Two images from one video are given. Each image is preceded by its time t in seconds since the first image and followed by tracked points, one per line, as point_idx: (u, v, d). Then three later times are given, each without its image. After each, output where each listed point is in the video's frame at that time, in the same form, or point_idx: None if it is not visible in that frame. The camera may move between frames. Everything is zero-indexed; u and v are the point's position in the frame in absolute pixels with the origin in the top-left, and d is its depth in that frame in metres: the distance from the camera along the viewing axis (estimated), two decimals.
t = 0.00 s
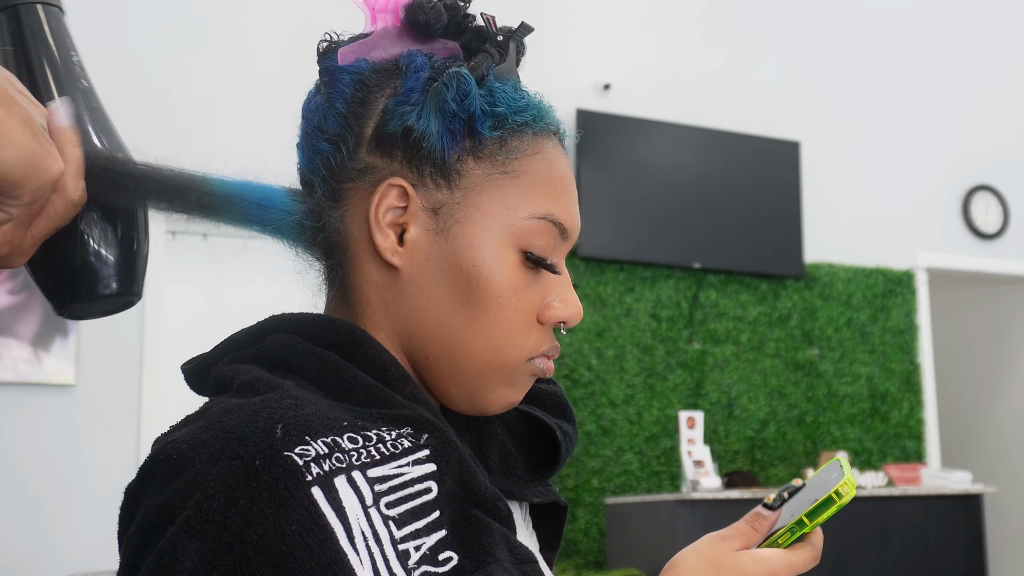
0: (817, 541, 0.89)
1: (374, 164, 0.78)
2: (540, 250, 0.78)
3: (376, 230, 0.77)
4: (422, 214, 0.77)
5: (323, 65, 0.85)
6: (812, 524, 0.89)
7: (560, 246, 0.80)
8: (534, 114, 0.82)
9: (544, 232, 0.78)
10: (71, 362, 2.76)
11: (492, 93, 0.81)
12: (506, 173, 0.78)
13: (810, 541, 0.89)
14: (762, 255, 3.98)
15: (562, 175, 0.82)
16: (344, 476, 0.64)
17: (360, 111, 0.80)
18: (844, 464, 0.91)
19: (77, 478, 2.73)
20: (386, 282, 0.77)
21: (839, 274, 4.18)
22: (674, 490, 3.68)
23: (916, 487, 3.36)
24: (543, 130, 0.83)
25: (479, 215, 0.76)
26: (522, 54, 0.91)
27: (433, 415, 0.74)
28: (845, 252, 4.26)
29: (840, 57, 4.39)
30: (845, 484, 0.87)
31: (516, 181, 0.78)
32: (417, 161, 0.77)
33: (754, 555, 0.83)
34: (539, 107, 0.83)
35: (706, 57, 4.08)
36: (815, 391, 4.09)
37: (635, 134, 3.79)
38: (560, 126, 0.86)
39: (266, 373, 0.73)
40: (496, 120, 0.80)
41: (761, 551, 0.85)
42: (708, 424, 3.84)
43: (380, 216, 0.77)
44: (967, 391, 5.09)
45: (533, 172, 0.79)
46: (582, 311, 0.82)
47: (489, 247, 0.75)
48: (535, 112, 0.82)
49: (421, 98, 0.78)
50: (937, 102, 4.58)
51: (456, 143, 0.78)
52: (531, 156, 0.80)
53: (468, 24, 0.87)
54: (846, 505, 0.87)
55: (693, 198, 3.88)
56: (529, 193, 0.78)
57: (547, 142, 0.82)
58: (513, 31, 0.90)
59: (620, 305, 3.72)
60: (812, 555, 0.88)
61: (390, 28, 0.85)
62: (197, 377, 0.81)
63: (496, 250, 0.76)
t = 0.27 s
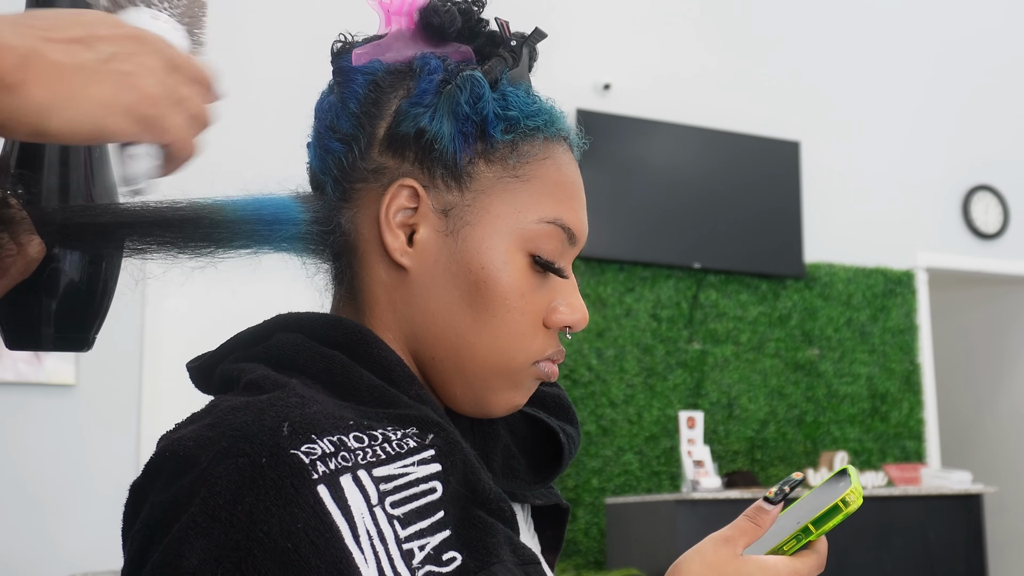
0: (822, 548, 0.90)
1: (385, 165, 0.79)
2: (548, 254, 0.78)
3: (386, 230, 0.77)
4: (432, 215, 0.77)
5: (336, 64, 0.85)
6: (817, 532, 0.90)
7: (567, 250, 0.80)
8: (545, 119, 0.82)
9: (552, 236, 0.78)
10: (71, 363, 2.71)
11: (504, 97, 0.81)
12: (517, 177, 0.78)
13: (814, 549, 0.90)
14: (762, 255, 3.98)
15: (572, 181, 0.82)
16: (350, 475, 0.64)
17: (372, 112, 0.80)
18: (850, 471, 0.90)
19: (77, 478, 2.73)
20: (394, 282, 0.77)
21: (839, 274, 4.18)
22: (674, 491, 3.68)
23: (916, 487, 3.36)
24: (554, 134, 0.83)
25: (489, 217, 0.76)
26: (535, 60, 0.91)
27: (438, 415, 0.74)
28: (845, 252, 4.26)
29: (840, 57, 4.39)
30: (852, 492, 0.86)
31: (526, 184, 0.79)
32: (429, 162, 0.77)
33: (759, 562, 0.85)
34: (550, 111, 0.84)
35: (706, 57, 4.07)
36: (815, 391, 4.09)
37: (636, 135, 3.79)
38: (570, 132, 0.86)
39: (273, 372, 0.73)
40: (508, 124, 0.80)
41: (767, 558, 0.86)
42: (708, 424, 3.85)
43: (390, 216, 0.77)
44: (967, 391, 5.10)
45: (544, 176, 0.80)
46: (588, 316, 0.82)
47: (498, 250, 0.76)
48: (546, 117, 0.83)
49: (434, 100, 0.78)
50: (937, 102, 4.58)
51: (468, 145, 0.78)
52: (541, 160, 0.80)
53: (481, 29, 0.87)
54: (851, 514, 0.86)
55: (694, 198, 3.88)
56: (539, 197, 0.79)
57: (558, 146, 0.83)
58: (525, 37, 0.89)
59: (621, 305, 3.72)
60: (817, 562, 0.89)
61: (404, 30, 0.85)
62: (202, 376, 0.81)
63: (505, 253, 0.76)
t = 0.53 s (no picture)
0: (821, 548, 0.91)
1: (385, 165, 0.80)
2: (548, 255, 0.78)
3: (386, 230, 0.78)
4: (432, 215, 0.78)
5: (337, 65, 0.87)
6: (817, 531, 0.89)
7: (567, 250, 0.80)
8: (545, 120, 0.84)
9: (552, 237, 0.79)
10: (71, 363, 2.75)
11: (504, 97, 0.83)
12: (516, 177, 0.80)
13: (814, 549, 0.91)
14: (762, 255, 3.98)
15: (571, 182, 0.83)
16: (349, 475, 0.64)
17: (372, 112, 0.82)
18: (850, 471, 0.91)
19: (77, 479, 2.73)
20: (394, 282, 0.78)
21: (839, 274, 4.18)
22: (674, 491, 3.68)
23: (916, 487, 3.36)
24: (553, 135, 0.85)
25: (488, 217, 0.77)
26: (535, 60, 0.91)
27: (437, 414, 0.75)
28: (844, 252, 4.26)
29: (839, 57, 4.39)
30: (851, 492, 0.87)
31: (526, 185, 0.80)
32: (429, 162, 0.79)
33: (759, 563, 0.84)
34: (550, 113, 0.86)
35: (705, 57, 4.07)
36: (815, 391, 4.09)
37: (636, 135, 3.79)
38: (570, 133, 0.88)
39: (272, 372, 0.73)
40: (507, 124, 0.82)
41: (766, 557, 0.86)
42: (708, 424, 3.84)
43: (390, 217, 0.78)
44: (967, 391, 5.10)
45: (543, 177, 0.81)
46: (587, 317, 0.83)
47: (497, 250, 0.76)
48: (546, 118, 0.85)
49: (433, 100, 0.80)
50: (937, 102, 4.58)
51: (468, 145, 0.80)
52: (540, 161, 0.82)
53: (481, 29, 0.88)
54: (851, 513, 0.86)
55: (693, 198, 3.88)
56: (538, 197, 0.80)
57: (557, 147, 0.84)
58: (526, 37, 0.90)
59: (620, 305, 3.72)
60: (816, 561, 0.90)
61: (404, 31, 0.86)
62: (201, 375, 0.81)
63: (504, 253, 0.76)
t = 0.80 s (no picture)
0: (820, 546, 0.91)
1: (378, 166, 0.81)
2: (544, 253, 0.79)
3: (381, 230, 0.78)
4: (426, 215, 0.78)
5: (328, 66, 0.87)
6: (815, 528, 0.89)
7: (563, 249, 0.81)
8: (538, 117, 0.84)
9: (547, 235, 0.79)
10: (71, 363, 2.75)
11: (497, 96, 0.82)
12: (511, 176, 0.80)
13: (812, 546, 0.90)
14: (762, 255, 3.98)
15: (566, 179, 0.83)
16: (345, 476, 0.64)
17: (364, 113, 0.82)
18: (849, 468, 0.90)
19: (78, 478, 2.73)
20: (390, 283, 0.79)
21: (839, 274, 4.19)
22: (674, 491, 3.67)
23: (917, 487, 3.36)
24: (547, 132, 0.85)
25: (483, 217, 0.78)
26: (528, 56, 0.92)
27: (434, 415, 0.75)
28: (845, 252, 4.26)
29: (839, 57, 4.39)
30: (850, 489, 0.86)
31: (520, 183, 0.80)
32: (422, 162, 0.79)
33: (756, 560, 0.84)
34: (544, 109, 0.85)
35: (704, 56, 4.07)
36: (815, 391, 4.09)
37: (636, 135, 3.78)
38: (564, 129, 0.88)
39: (268, 373, 0.73)
40: (501, 123, 0.82)
41: (764, 555, 0.86)
42: (708, 424, 3.84)
43: (385, 217, 0.79)
44: (967, 391, 5.10)
45: (538, 175, 0.81)
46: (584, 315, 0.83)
47: (492, 249, 0.77)
48: (540, 115, 0.85)
49: (426, 100, 0.80)
50: (937, 102, 4.58)
51: (461, 145, 0.80)
52: (535, 158, 0.82)
53: (474, 25, 0.88)
54: (850, 510, 0.86)
55: (693, 198, 3.87)
56: (533, 196, 0.80)
57: (551, 144, 0.84)
58: (518, 34, 0.90)
59: (620, 305, 3.72)
60: (816, 559, 0.90)
61: (396, 30, 0.86)
62: (199, 378, 0.81)
63: (499, 252, 0.77)
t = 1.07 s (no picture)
0: (822, 548, 0.91)
1: (385, 165, 0.82)
2: (548, 256, 0.79)
3: (386, 230, 0.80)
4: (432, 216, 0.80)
5: (337, 65, 0.89)
6: (818, 530, 0.89)
7: (568, 252, 0.81)
8: (545, 120, 0.85)
9: (552, 238, 0.80)
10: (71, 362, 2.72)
11: (504, 98, 0.83)
12: (517, 178, 0.81)
13: (814, 549, 0.91)
14: (762, 255, 3.98)
15: (573, 182, 0.84)
16: (349, 475, 0.64)
17: (372, 113, 0.84)
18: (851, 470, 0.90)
19: (78, 478, 2.73)
20: (394, 282, 0.80)
21: (839, 274, 4.19)
22: (674, 491, 3.67)
23: (917, 487, 3.36)
24: (554, 135, 0.85)
25: (488, 218, 0.79)
26: (536, 59, 0.93)
27: (438, 414, 0.75)
28: (845, 252, 4.26)
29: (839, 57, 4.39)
30: (852, 491, 0.86)
31: (526, 185, 0.81)
32: (428, 163, 0.81)
33: (757, 560, 0.85)
34: (551, 113, 0.86)
35: (705, 56, 4.07)
36: (815, 391, 4.09)
37: (636, 134, 3.79)
38: (571, 132, 0.89)
39: (272, 371, 0.73)
40: (507, 124, 0.83)
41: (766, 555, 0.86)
42: (708, 424, 3.85)
43: (390, 217, 0.80)
44: (968, 392, 5.10)
45: (544, 178, 0.82)
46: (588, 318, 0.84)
47: (497, 251, 0.78)
48: (546, 118, 0.85)
49: (433, 101, 0.81)
50: (937, 102, 4.58)
51: (467, 146, 0.81)
52: (541, 161, 0.83)
53: (482, 28, 0.91)
54: (853, 513, 0.86)
55: (693, 198, 3.87)
56: (538, 198, 0.81)
57: (558, 148, 0.85)
58: (526, 37, 0.92)
59: (621, 305, 3.72)
60: (818, 561, 0.90)
61: (404, 30, 0.89)
62: (202, 375, 0.81)
63: (504, 254, 0.78)
